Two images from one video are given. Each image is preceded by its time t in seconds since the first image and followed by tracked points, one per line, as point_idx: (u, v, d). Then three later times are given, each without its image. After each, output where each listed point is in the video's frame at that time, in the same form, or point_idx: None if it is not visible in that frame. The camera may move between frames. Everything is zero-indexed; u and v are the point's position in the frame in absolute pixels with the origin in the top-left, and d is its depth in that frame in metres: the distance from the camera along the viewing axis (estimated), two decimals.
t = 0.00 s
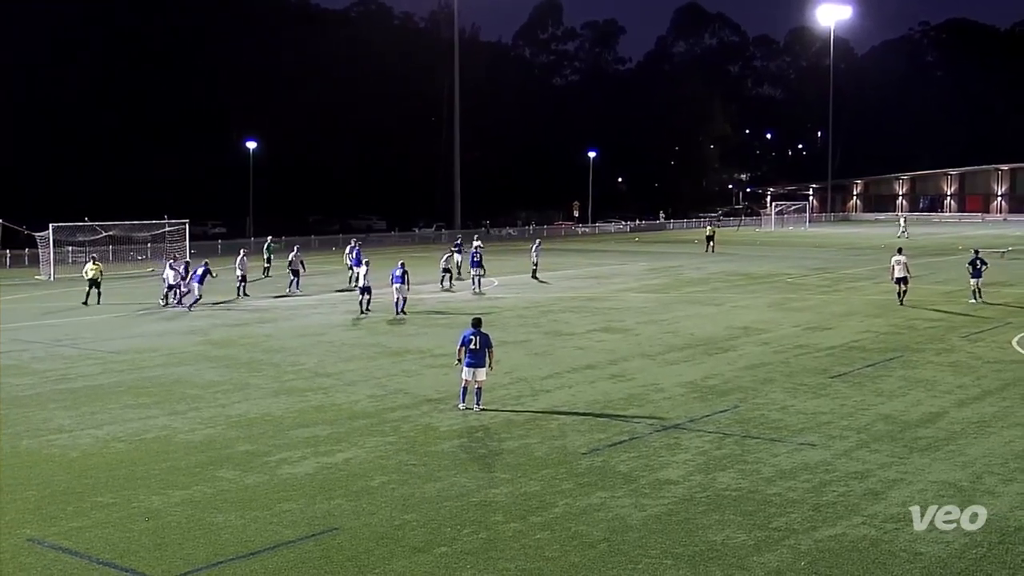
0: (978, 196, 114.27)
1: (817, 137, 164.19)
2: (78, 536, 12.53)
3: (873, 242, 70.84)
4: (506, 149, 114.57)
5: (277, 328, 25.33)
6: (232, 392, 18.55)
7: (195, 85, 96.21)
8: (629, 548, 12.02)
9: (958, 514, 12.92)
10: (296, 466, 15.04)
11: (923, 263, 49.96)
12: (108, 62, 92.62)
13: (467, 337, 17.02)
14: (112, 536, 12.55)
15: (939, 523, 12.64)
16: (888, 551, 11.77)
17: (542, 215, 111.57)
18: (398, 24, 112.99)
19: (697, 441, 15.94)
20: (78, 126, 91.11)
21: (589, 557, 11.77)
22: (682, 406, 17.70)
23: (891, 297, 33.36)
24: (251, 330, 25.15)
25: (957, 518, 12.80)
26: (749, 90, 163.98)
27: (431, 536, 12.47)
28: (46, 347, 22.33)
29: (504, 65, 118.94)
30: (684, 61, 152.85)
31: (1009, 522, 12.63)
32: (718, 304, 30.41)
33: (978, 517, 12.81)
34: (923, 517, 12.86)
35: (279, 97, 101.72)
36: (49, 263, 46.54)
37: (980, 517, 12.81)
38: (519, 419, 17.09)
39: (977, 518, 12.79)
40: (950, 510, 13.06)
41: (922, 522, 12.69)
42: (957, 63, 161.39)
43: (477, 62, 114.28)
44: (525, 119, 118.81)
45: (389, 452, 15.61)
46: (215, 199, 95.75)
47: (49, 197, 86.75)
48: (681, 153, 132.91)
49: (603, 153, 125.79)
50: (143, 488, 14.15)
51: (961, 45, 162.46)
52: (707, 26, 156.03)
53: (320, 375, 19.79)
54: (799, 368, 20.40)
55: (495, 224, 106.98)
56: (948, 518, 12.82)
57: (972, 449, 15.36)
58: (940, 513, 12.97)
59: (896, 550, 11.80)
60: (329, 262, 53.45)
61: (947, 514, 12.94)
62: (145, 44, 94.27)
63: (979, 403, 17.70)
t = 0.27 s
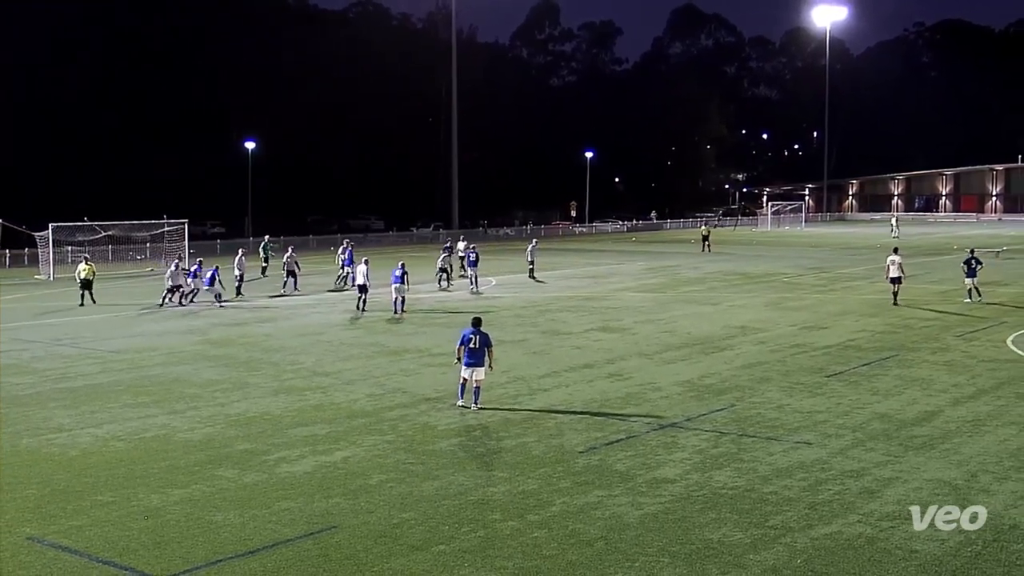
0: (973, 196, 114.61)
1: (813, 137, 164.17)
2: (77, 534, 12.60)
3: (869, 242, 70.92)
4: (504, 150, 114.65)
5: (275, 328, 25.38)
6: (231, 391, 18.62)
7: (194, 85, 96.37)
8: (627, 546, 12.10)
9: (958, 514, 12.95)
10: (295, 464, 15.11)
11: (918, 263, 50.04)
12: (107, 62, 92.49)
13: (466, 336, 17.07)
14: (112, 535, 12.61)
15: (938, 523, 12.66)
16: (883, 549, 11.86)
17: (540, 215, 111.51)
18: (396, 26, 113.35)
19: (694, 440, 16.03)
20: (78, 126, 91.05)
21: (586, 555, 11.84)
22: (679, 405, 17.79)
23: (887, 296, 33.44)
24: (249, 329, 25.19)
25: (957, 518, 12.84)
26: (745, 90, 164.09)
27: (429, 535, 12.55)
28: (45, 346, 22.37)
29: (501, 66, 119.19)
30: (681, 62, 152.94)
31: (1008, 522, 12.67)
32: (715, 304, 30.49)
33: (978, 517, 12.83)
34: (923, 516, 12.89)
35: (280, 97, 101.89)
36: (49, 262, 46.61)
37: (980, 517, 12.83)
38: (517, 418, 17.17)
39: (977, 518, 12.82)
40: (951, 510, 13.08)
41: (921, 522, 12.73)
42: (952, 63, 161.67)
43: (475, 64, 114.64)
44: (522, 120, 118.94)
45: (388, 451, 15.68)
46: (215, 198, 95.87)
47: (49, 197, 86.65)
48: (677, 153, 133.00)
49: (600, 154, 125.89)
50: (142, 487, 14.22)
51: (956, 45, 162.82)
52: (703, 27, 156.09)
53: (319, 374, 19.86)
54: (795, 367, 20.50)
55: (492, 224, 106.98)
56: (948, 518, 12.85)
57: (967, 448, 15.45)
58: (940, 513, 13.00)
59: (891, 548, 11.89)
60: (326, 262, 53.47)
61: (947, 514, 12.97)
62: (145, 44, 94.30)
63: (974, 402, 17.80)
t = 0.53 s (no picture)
0: (968, 196, 114.96)
1: (808, 138, 164.15)
2: (75, 534, 12.63)
3: (864, 242, 70.97)
4: (500, 151, 114.98)
5: (273, 327, 25.43)
6: (229, 390, 18.66)
7: (195, 86, 97.08)
8: (623, 545, 12.17)
9: (958, 515, 12.96)
10: (292, 464, 15.16)
11: (913, 262, 50.12)
12: (108, 62, 92.21)
13: (462, 336, 17.12)
14: (109, 534, 12.66)
15: (938, 523, 12.67)
16: (878, 548, 11.92)
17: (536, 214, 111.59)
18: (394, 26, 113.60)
19: (690, 439, 16.10)
20: (78, 126, 91.22)
21: (582, 554, 11.89)
22: (675, 404, 17.85)
23: (882, 296, 33.51)
24: (247, 329, 25.24)
25: (956, 518, 12.85)
26: (740, 91, 164.26)
27: (426, 534, 12.60)
28: (44, 346, 22.40)
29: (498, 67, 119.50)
30: (677, 62, 153.02)
31: (1007, 521, 12.69)
32: (711, 303, 30.54)
33: (978, 517, 12.83)
34: (923, 517, 12.89)
35: (280, 97, 103.07)
36: (47, 262, 46.54)
37: (980, 517, 12.84)
38: (514, 417, 17.23)
39: (976, 518, 12.83)
40: (950, 511, 13.10)
41: (921, 522, 12.73)
42: (946, 63, 161.81)
43: (472, 64, 114.60)
44: (519, 120, 119.28)
45: (384, 450, 15.73)
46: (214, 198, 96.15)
47: (49, 197, 86.75)
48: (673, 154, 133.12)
49: (597, 154, 125.99)
50: (140, 486, 14.27)
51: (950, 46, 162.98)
52: (699, 27, 156.04)
53: (316, 374, 19.92)
54: (791, 366, 20.56)
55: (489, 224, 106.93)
56: (948, 518, 12.86)
57: (961, 447, 15.53)
58: (940, 513, 13.02)
59: (886, 546, 11.96)
60: (324, 262, 53.46)
61: (947, 514, 12.98)
62: (145, 44, 94.19)
63: (968, 401, 17.88)
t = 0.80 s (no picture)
0: (963, 196, 115.26)
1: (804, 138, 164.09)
2: (72, 534, 12.65)
3: (861, 241, 70.95)
4: (497, 151, 114.96)
5: (270, 327, 25.44)
6: (226, 390, 18.67)
7: (195, 85, 96.37)
8: (619, 544, 12.20)
9: (959, 515, 12.96)
10: (289, 463, 15.18)
11: (909, 262, 50.13)
12: (108, 62, 92.18)
13: (455, 335, 17.19)
14: (106, 534, 12.66)
15: (939, 523, 12.68)
16: (874, 547, 11.96)
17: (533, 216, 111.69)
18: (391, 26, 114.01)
19: (686, 439, 16.13)
20: (78, 126, 90.61)
21: (579, 553, 11.93)
22: (670, 404, 17.89)
23: (879, 295, 33.53)
24: (244, 328, 25.23)
25: (957, 518, 12.86)
26: (736, 91, 164.14)
27: (423, 534, 12.63)
28: (41, 346, 22.39)
29: (495, 67, 119.50)
30: (673, 62, 152.90)
31: (1007, 521, 12.69)
32: (707, 303, 30.61)
33: (978, 518, 12.84)
34: (925, 518, 12.87)
35: (280, 97, 102.53)
36: (45, 262, 46.45)
37: (980, 517, 12.85)
38: (511, 417, 17.25)
39: (977, 519, 12.82)
40: (951, 511, 13.10)
41: (921, 522, 12.74)
42: (941, 63, 161.96)
43: (468, 64, 114.24)
44: (517, 120, 119.34)
45: (382, 450, 15.75)
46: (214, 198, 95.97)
47: (49, 197, 86.59)
48: (670, 154, 133.21)
49: (593, 154, 126.04)
50: (138, 486, 14.28)
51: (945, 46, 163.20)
52: (695, 27, 155.92)
53: (313, 374, 19.93)
54: (787, 366, 20.62)
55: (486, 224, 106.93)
56: (948, 518, 12.87)
57: (957, 446, 15.57)
58: (940, 513, 13.02)
59: (882, 546, 12.00)
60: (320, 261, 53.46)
61: (947, 514, 12.99)
62: (145, 44, 94.03)
63: (963, 400, 17.95)
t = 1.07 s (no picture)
0: (958, 196, 115.48)
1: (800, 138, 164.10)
2: (69, 533, 12.66)
3: (857, 241, 71.03)
4: (495, 152, 114.88)
5: (267, 327, 25.46)
6: (222, 390, 18.69)
7: (195, 85, 96.93)
8: (615, 543, 12.25)
9: (957, 515, 12.98)
10: (284, 463, 15.20)
11: (904, 262, 50.24)
12: (108, 62, 92.45)
13: (449, 333, 17.26)
14: (102, 534, 12.67)
15: (938, 523, 12.68)
16: (869, 546, 12.01)
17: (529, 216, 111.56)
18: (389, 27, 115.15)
19: (682, 438, 16.17)
20: (78, 126, 90.56)
21: (575, 552, 11.96)
22: (666, 403, 17.93)
23: (874, 295, 33.60)
24: (241, 328, 25.26)
25: (956, 518, 12.86)
26: (732, 91, 164.53)
27: (420, 533, 12.67)
28: (37, 346, 22.40)
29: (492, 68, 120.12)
30: (669, 63, 153.32)
31: (1006, 522, 12.70)
32: (703, 303, 30.68)
33: (978, 518, 12.84)
34: (923, 517, 12.89)
35: (279, 97, 103.46)
36: (41, 261, 46.44)
37: (980, 517, 12.86)
38: (507, 417, 17.29)
39: (977, 518, 12.82)
40: (950, 511, 13.12)
41: (920, 522, 12.75)
42: (936, 64, 162.54)
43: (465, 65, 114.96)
44: (514, 121, 119.56)
45: (378, 449, 15.77)
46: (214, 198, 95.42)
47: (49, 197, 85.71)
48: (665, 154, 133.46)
49: (590, 154, 126.21)
50: (134, 486, 14.29)
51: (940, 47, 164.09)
52: (691, 28, 156.42)
53: (309, 373, 19.96)
54: (782, 365, 20.66)
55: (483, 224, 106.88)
56: (947, 518, 12.88)
57: (952, 445, 15.63)
58: (940, 513, 13.03)
59: (877, 544, 12.05)
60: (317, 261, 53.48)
61: (947, 514, 13.00)
62: (145, 44, 94.54)
63: (958, 400, 17.99)
